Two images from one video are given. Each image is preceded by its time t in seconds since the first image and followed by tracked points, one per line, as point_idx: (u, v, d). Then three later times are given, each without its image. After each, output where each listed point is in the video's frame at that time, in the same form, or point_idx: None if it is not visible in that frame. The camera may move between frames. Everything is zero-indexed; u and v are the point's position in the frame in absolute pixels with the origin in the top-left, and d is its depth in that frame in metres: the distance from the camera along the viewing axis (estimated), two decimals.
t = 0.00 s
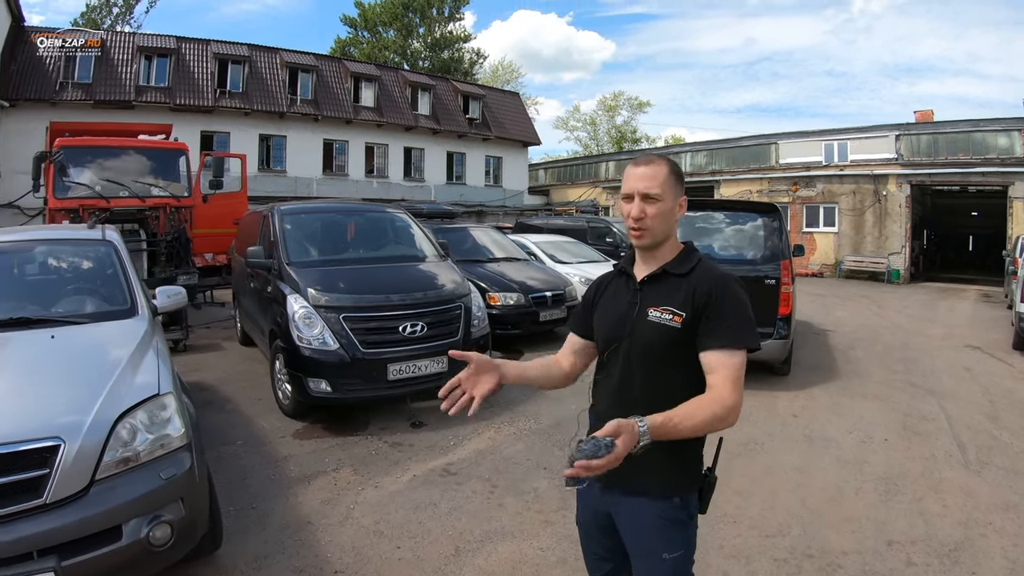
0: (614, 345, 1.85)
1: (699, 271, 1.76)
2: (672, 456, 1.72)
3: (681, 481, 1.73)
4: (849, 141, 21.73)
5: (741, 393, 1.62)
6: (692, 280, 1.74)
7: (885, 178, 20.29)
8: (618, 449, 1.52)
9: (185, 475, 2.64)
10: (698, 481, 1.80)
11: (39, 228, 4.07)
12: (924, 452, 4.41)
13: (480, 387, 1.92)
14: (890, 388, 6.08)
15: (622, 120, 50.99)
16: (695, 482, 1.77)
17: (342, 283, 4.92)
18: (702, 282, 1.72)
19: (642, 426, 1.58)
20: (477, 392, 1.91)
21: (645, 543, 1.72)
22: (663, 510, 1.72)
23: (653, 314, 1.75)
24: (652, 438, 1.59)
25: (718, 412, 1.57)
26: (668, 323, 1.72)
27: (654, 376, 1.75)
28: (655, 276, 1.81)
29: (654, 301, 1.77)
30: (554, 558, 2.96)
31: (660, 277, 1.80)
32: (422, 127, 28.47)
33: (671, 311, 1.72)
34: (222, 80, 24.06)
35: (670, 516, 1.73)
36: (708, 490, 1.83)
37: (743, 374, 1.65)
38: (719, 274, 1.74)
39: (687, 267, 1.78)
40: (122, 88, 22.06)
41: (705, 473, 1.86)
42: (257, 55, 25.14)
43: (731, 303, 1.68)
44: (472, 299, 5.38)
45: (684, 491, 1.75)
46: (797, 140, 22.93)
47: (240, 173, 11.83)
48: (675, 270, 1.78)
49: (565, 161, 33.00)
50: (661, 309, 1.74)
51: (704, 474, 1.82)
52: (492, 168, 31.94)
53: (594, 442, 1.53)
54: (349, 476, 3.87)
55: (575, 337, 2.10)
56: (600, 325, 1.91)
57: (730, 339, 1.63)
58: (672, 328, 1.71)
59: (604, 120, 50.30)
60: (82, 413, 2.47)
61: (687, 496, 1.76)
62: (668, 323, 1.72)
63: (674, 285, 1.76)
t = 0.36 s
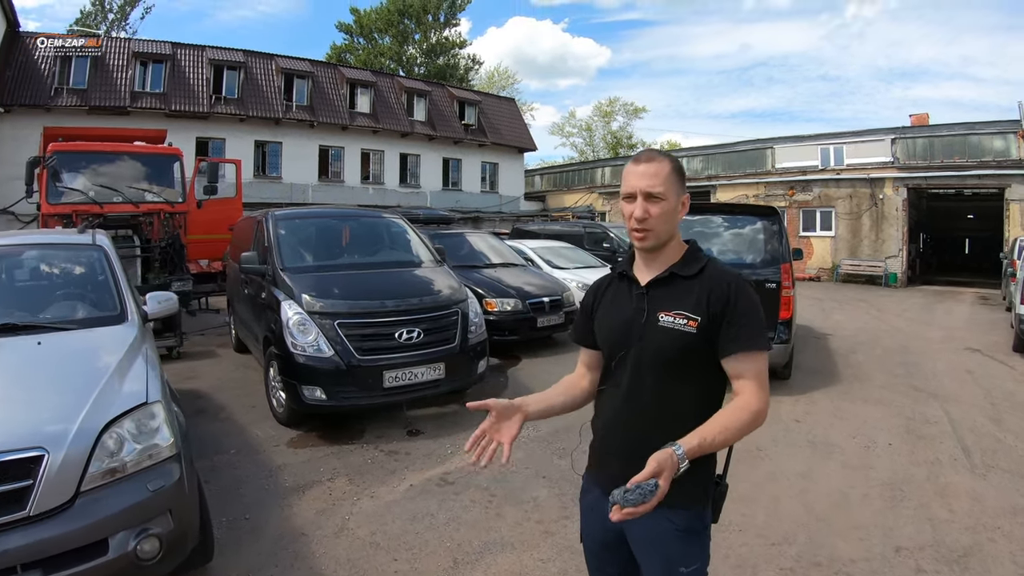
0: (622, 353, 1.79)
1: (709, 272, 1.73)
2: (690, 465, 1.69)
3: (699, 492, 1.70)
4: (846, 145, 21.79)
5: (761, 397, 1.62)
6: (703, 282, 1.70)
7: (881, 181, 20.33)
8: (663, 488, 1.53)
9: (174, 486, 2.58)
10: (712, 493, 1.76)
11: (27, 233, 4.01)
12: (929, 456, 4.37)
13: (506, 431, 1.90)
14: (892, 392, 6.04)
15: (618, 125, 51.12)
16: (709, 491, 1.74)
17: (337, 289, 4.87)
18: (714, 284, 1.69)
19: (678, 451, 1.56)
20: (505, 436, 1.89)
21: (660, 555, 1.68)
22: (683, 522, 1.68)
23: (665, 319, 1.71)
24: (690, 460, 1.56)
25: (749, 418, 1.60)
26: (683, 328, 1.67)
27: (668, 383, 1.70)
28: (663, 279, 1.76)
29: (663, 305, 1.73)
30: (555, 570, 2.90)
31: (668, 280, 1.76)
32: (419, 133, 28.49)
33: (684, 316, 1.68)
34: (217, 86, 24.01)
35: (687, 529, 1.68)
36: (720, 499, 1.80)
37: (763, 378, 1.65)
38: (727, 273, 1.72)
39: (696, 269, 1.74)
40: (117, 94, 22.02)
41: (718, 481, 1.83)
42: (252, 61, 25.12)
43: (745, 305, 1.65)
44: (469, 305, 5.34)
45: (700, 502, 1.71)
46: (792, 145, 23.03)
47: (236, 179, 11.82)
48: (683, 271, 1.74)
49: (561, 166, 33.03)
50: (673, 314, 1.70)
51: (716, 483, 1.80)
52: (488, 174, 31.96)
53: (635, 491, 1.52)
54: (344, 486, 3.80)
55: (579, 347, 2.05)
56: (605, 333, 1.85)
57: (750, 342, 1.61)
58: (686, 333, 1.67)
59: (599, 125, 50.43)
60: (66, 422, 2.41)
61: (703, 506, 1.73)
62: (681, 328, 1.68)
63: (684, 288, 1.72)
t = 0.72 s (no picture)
0: (625, 349, 1.76)
1: (716, 265, 1.70)
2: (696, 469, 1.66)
3: (704, 497, 1.67)
4: (843, 145, 21.82)
5: (769, 396, 1.56)
6: (709, 275, 1.67)
7: (879, 181, 20.33)
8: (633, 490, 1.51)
9: (165, 490, 2.54)
10: (719, 497, 1.73)
11: (17, 232, 3.97)
12: (932, 456, 4.35)
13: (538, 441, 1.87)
14: (892, 392, 6.01)
15: (615, 126, 51.11)
16: (716, 496, 1.71)
17: (333, 289, 4.82)
18: (721, 276, 1.65)
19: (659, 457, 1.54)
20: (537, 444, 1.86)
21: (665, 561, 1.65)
22: (688, 527, 1.65)
23: (669, 314, 1.68)
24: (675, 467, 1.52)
25: (749, 419, 1.52)
26: (688, 323, 1.64)
27: (672, 380, 1.67)
28: (668, 273, 1.74)
29: (668, 299, 1.70)
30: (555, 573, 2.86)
31: (674, 273, 1.73)
32: (416, 134, 28.45)
33: (689, 311, 1.65)
34: (214, 87, 23.93)
35: (694, 534, 1.66)
36: (727, 504, 1.77)
37: (772, 375, 1.58)
38: (735, 265, 1.68)
39: (702, 261, 1.71)
40: (113, 95, 21.97)
41: (726, 485, 1.80)
42: (249, 61, 25.06)
43: (753, 299, 1.60)
44: (467, 305, 5.30)
45: (706, 506, 1.68)
46: (790, 145, 23.09)
47: (231, 179, 11.79)
48: (689, 265, 1.71)
49: (559, 167, 33.00)
50: (677, 309, 1.67)
51: (724, 486, 1.76)
52: (486, 174, 31.93)
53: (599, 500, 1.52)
54: (340, 489, 3.76)
55: (584, 348, 2.02)
56: (608, 328, 1.83)
57: (756, 337, 1.56)
58: (693, 328, 1.63)
59: (596, 126, 50.42)
60: (54, 423, 2.37)
61: (710, 511, 1.69)
62: (687, 324, 1.64)
63: (690, 282, 1.69)
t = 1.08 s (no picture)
0: (625, 352, 1.74)
1: (713, 262, 1.66)
2: (696, 474, 1.63)
3: (705, 504, 1.64)
4: (844, 141, 21.76)
5: (769, 394, 1.48)
6: (706, 272, 1.64)
7: (881, 177, 20.26)
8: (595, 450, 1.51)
9: (161, 495, 2.52)
10: (723, 504, 1.69)
11: (13, 234, 3.95)
12: (937, 454, 4.31)
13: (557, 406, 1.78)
14: (896, 389, 5.98)
15: (616, 123, 51.02)
16: (720, 502, 1.67)
17: (332, 289, 4.80)
18: (718, 273, 1.62)
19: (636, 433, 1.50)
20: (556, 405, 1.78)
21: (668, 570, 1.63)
22: (691, 535, 1.62)
23: (667, 315, 1.65)
24: (649, 451, 1.49)
25: (742, 420, 1.45)
26: (686, 323, 1.61)
27: (670, 381, 1.64)
28: (665, 273, 1.71)
29: (666, 300, 1.67)
30: None
31: (671, 272, 1.70)
32: (416, 132, 28.41)
33: (686, 310, 1.62)
34: (213, 87, 23.91)
35: (697, 543, 1.62)
36: (732, 510, 1.73)
37: (771, 372, 1.52)
38: (733, 261, 1.63)
39: (699, 260, 1.68)
40: (113, 96, 21.97)
41: (730, 490, 1.76)
42: (248, 61, 25.05)
43: (749, 295, 1.56)
44: (467, 304, 5.28)
45: (709, 514, 1.65)
46: (791, 141, 23.01)
47: (231, 179, 11.77)
48: (686, 264, 1.68)
49: (560, 165, 32.95)
50: (675, 309, 1.64)
51: (728, 494, 1.72)
52: (487, 173, 31.88)
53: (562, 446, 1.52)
54: (340, 491, 3.74)
55: (588, 350, 2.00)
56: (609, 332, 1.81)
57: (750, 335, 1.51)
58: (690, 328, 1.60)
59: (597, 124, 50.35)
60: (47, 429, 2.35)
61: (713, 519, 1.66)
62: (685, 323, 1.61)
63: (687, 281, 1.66)
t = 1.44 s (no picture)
0: (625, 347, 1.73)
1: (710, 254, 1.64)
2: (697, 467, 1.61)
3: (709, 499, 1.61)
4: (848, 135, 21.67)
5: (760, 380, 1.43)
6: (701, 264, 1.62)
7: (885, 171, 20.15)
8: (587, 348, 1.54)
9: (164, 496, 2.52)
10: (729, 500, 1.68)
11: (16, 236, 3.96)
12: (944, 450, 4.28)
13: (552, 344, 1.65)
14: (903, 384, 5.94)
15: (619, 119, 50.87)
16: (726, 500, 1.66)
17: (336, 287, 4.79)
18: (713, 264, 1.59)
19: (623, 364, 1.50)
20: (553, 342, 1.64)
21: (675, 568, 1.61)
22: (698, 534, 1.61)
23: (664, 309, 1.64)
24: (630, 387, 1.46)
25: (725, 401, 1.40)
26: (682, 316, 1.60)
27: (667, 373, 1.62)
28: (662, 267, 1.70)
29: (664, 294, 1.66)
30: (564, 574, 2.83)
31: (668, 267, 1.69)
32: (419, 130, 28.38)
33: (683, 303, 1.60)
34: (216, 86, 23.93)
35: (703, 542, 1.61)
36: (739, 508, 1.72)
37: (767, 361, 1.47)
38: (729, 253, 1.61)
39: (695, 252, 1.66)
40: (115, 96, 22.01)
41: (737, 487, 1.75)
42: (250, 60, 25.07)
43: (743, 285, 1.53)
44: (471, 301, 5.26)
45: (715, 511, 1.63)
46: (795, 135, 22.91)
47: (234, 178, 11.77)
48: (682, 258, 1.66)
49: (563, 161, 32.89)
50: (672, 302, 1.63)
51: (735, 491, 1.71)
52: (490, 170, 31.84)
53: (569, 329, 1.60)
54: (344, 490, 3.73)
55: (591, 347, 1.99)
56: (609, 328, 1.81)
57: (742, 323, 1.48)
58: (686, 321, 1.59)
59: (600, 119, 50.22)
60: (49, 430, 2.35)
61: (720, 516, 1.65)
62: (682, 317, 1.60)
63: (683, 274, 1.64)
